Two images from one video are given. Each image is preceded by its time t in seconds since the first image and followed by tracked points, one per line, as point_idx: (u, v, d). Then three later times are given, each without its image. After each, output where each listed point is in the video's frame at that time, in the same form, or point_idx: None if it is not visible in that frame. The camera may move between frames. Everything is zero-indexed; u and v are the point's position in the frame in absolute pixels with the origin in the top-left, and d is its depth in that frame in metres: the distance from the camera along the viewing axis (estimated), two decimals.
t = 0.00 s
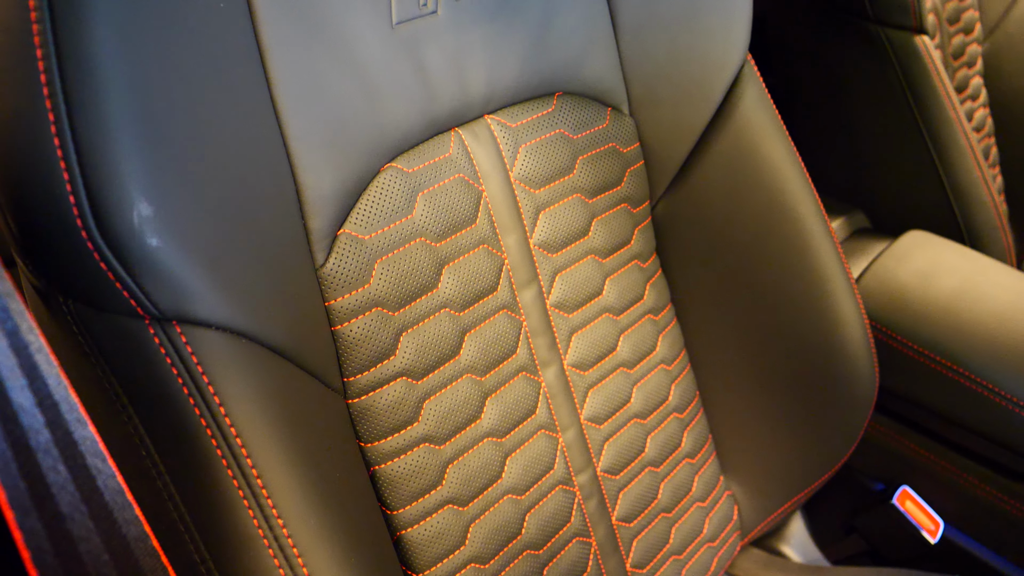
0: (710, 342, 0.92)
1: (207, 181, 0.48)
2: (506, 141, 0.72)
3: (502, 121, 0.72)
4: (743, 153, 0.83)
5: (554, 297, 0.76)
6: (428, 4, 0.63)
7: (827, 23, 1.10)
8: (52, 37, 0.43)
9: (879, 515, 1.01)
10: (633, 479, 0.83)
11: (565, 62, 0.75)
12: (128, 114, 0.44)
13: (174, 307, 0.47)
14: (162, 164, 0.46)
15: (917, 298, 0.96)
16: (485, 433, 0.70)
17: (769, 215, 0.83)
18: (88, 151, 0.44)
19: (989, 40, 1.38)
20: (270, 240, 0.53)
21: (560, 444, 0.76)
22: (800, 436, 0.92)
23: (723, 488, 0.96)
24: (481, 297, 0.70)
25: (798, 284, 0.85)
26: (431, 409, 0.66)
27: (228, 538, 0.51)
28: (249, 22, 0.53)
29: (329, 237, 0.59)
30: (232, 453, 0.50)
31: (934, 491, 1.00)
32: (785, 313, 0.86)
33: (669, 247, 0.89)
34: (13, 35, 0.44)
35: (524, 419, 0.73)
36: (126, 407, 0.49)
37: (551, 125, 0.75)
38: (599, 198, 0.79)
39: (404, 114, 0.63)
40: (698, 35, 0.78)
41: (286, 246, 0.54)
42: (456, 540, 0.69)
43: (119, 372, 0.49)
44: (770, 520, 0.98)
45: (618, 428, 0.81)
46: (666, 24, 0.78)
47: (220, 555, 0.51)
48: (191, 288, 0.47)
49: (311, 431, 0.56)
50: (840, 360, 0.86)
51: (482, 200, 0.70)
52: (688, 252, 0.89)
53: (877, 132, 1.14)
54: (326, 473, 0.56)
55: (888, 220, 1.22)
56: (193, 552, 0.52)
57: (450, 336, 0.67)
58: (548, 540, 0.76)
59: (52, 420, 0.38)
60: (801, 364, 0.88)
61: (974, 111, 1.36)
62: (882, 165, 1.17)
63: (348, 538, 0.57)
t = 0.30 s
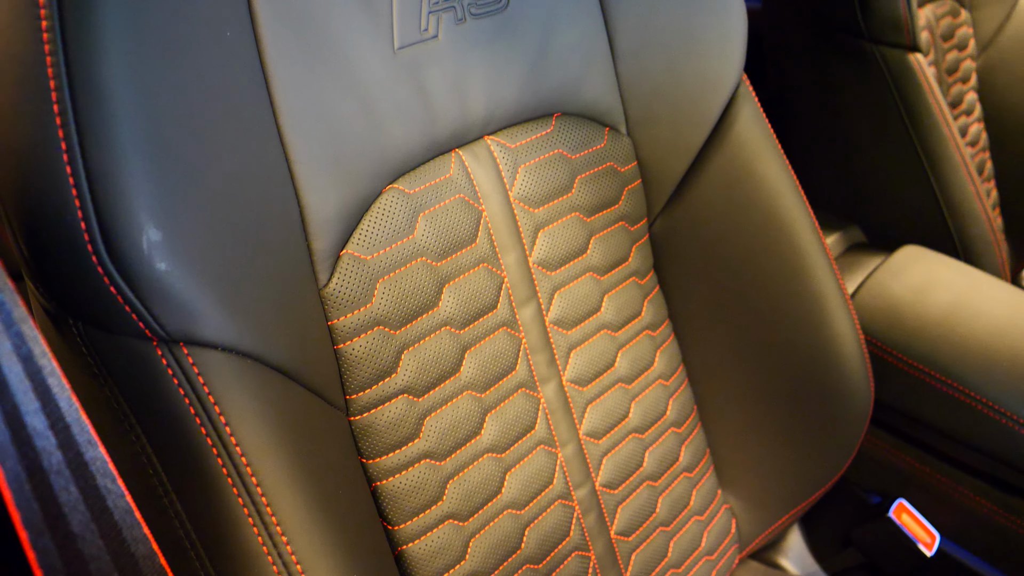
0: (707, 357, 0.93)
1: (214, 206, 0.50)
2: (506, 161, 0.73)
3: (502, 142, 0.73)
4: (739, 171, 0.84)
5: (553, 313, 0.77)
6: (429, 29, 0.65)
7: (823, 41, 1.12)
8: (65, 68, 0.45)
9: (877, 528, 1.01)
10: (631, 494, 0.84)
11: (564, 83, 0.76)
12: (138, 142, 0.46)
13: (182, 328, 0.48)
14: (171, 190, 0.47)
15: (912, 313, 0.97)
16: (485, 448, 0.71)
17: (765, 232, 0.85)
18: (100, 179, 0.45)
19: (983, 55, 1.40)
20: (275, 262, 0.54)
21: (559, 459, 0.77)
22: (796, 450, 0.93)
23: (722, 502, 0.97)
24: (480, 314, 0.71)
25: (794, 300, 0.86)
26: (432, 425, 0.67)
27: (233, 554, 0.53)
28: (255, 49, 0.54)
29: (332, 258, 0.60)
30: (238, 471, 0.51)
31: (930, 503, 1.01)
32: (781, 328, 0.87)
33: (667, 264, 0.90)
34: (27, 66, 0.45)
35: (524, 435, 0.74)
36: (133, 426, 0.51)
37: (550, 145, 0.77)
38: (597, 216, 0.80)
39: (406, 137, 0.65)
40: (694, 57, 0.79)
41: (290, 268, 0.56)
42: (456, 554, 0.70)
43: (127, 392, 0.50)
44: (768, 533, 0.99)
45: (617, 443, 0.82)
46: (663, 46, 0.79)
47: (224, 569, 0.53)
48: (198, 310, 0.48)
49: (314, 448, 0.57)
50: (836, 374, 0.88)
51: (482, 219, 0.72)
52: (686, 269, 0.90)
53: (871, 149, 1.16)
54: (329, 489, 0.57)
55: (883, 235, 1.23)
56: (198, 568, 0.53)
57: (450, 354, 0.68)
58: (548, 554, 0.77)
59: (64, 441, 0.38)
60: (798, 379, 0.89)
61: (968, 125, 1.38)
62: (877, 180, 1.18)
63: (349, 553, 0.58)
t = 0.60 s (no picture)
0: (704, 374, 0.94)
1: (221, 233, 0.51)
2: (505, 184, 0.75)
3: (502, 165, 0.75)
4: (735, 192, 0.86)
5: (552, 333, 0.78)
6: (430, 56, 0.66)
7: (818, 61, 1.13)
8: (78, 101, 0.46)
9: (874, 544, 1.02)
10: (630, 510, 0.85)
11: (563, 106, 0.78)
12: (148, 171, 0.47)
13: (188, 352, 0.49)
14: (180, 218, 0.48)
15: (907, 329, 0.99)
16: (485, 466, 0.72)
17: (761, 251, 0.86)
18: (110, 208, 0.46)
19: (976, 73, 1.42)
20: (279, 286, 0.55)
21: (558, 476, 0.78)
22: (793, 466, 0.94)
23: (720, 518, 0.98)
24: (480, 334, 0.72)
25: (790, 318, 0.87)
26: (432, 444, 0.68)
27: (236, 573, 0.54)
28: (261, 78, 0.56)
29: (335, 280, 0.62)
30: (243, 492, 0.52)
31: (927, 519, 1.01)
32: (777, 346, 0.88)
33: (664, 283, 0.91)
34: (41, 99, 0.47)
35: (524, 453, 0.75)
36: (140, 448, 0.52)
37: (549, 168, 0.78)
38: (595, 236, 0.82)
39: (407, 162, 0.66)
40: (690, 80, 0.81)
41: (294, 291, 0.57)
42: (456, 571, 0.71)
43: (135, 415, 0.51)
44: (766, 548, 1.00)
45: (615, 460, 0.83)
46: (660, 69, 0.81)
47: None
48: (205, 334, 0.49)
49: (316, 469, 0.58)
50: (831, 392, 0.89)
51: (482, 241, 0.73)
52: (683, 288, 0.91)
53: (866, 167, 1.17)
54: (331, 508, 0.58)
55: (879, 252, 1.24)
56: None
57: (451, 373, 0.70)
58: (547, 571, 0.78)
59: (75, 466, 0.40)
60: (795, 396, 0.90)
61: (962, 142, 1.39)
62: (872, 198, 1.20)
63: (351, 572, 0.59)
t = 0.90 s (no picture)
0: (701, 393, 0.95)
1: (228, 262, 0.52)
2: (505, 208, 0.76)
3: (502, 189, 0.76)
4: (731, 214, 0.87)
5: (551, 354, 0.79)
6: (431, 84, 0.68)
7: (813, 83, 1.15)
8: (90, 135, 0.48)
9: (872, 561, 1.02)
10: (629, 528, 0.86)
11: (561, 132, 0.79)
12: (157, 203, 0.48)
13: (196, 379, 0.51)
14: (188, 248, 0.50)
15: (902, 348, 1.00)
16: (485, 486, 0.73)
17: (757, 272, 0.87)
18: (120, 239, 0.48)
19: (969, 93, 1.44)
20: (284, 311, 0.57)
21: (557, 496, 0.79)
22: (791, 484, 0.94)
23: (718, 536, 0.98)
24: (480, 356, 0.73)
25: (786, 337, 0.88)
26: (433, 465, 0.69)
27: None
28: (266, 109, 0.57)
29: (338, 305, 0.63)
30: (248, 515, 0.53)
31: (924, 536, 1.02)
32: (774, 366, 0.90)
33: (661, 303, 0.92)
34: (55, 133, 0.48)
35: (523, 473, 0.76)
36: (148, 472, 0.53)
37: (548, 192, 0.79)
38: (593, 258, 0.83)
39: (408, 188, 0.68)
40: (686, 106, 0.83)
41: (298, 316, 0.58)
42: None
43: (143, 440, 0.52)
44: (765, 566, 1.00)
45: (614, 479, 0.84)
46: (656, 95, 0.82)
47: None
48: (213, 361, 0.51)
49: (319, 490, 0.59)
50: (827, 410, 0.90)
51: (482, 264, 0.74)
52: (680, 308, 0.92)
53: (860, 186, 1.19)
54: (333, 529, 0.59)
55: (874, 270, 1.26)
56: None
57: (452, 395, 0.71)
58: None
59: (88, 493, 0.40)
60: (791, 415, 0.91)
61: (956, 160, 1.41)
62: (867, 216, 1.21)
63: None
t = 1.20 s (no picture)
0: (698, 413, 0.96)
1: (235, 290, 0.54)
2: (505, 233, 0.78)
3: (501, 214, 0.78)
4: (727, 236, 0.88)
5: (550, 376, 0.80)
6: (432, 113, 0.69)
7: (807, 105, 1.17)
8: (102, 170, 0.49)
9: None
10: (628, 548, 0.86)
11: (560, 157, 0.81)
12: (166, 235, 0.50)
13: (202, 405, 0.52)
14: (196, 278, 0.51)
15: (898, 367, 1.01)
16: (485, 508, 0.74)
17: (754, 294, 0.89)
18: (131, 271, 0.49)
19: (963, 112, 1.45)
20: (288, 337, 0.58)
21: (557, 516, 0.80)
22: (788, 503, 0.95)
23: (717, 554, 0.99)
24: (480, 379, 0.75)
25: (783, 358, 0.90)
26: (434, 487, 0.70)
27: None
28: (272, 140, 0.59)
29: (341, 330, 0.64)
30: (253, 538, 0.55)
31: (922, 554, 1.03)
32: (771, 386, 0.91)
33: (658, 324, 0.94)
34: (68, 167, 0.49)
35: (523, 494, 0.77)
36: (154, 497, 0.55)
37: (546, 217, 0.81)
38: (592, 281, 0.84)
39: (410, 214, 0.69)
40: (681, 132, 0.85)
41: (301, 342, 0.59)
42: None
43: (150, 465, 0.54)
44: None
45: (613, 499, 0.85)
46: (652, 121, 0.84)
47: None
48: (219, 388, 0.52)
49: (322, 513, 0.60)
50: (824, 430, 0.91)
51: (482, 288, 0.76)
52: (677, 329, 0.93)
53: (856, 206, 1.20)
54: (335, 551, 0.60)
55: (870, 288, 1.27)
56: None
57: (452, 418, 0.72)
58: None
59: (99, 521, 0.41)
60: (788, 435, 0.92)
61: (951, 179, 1.42)
62: (863, 236, 1.22)
63: None
